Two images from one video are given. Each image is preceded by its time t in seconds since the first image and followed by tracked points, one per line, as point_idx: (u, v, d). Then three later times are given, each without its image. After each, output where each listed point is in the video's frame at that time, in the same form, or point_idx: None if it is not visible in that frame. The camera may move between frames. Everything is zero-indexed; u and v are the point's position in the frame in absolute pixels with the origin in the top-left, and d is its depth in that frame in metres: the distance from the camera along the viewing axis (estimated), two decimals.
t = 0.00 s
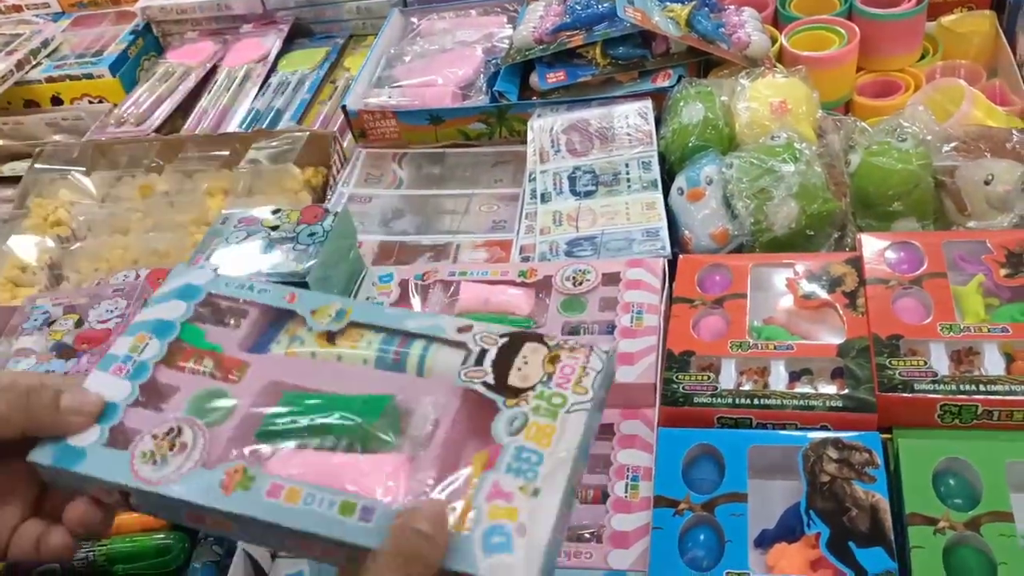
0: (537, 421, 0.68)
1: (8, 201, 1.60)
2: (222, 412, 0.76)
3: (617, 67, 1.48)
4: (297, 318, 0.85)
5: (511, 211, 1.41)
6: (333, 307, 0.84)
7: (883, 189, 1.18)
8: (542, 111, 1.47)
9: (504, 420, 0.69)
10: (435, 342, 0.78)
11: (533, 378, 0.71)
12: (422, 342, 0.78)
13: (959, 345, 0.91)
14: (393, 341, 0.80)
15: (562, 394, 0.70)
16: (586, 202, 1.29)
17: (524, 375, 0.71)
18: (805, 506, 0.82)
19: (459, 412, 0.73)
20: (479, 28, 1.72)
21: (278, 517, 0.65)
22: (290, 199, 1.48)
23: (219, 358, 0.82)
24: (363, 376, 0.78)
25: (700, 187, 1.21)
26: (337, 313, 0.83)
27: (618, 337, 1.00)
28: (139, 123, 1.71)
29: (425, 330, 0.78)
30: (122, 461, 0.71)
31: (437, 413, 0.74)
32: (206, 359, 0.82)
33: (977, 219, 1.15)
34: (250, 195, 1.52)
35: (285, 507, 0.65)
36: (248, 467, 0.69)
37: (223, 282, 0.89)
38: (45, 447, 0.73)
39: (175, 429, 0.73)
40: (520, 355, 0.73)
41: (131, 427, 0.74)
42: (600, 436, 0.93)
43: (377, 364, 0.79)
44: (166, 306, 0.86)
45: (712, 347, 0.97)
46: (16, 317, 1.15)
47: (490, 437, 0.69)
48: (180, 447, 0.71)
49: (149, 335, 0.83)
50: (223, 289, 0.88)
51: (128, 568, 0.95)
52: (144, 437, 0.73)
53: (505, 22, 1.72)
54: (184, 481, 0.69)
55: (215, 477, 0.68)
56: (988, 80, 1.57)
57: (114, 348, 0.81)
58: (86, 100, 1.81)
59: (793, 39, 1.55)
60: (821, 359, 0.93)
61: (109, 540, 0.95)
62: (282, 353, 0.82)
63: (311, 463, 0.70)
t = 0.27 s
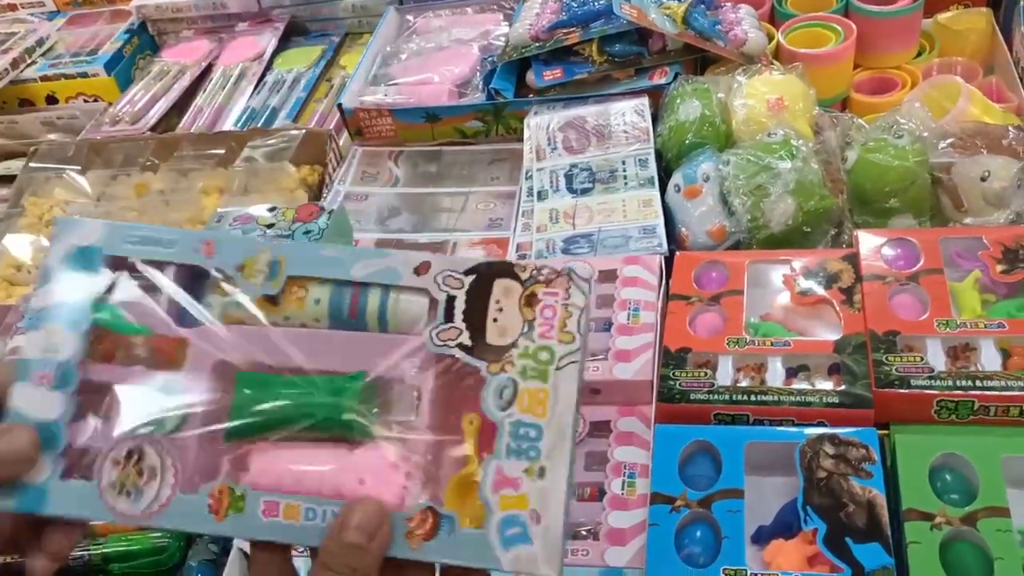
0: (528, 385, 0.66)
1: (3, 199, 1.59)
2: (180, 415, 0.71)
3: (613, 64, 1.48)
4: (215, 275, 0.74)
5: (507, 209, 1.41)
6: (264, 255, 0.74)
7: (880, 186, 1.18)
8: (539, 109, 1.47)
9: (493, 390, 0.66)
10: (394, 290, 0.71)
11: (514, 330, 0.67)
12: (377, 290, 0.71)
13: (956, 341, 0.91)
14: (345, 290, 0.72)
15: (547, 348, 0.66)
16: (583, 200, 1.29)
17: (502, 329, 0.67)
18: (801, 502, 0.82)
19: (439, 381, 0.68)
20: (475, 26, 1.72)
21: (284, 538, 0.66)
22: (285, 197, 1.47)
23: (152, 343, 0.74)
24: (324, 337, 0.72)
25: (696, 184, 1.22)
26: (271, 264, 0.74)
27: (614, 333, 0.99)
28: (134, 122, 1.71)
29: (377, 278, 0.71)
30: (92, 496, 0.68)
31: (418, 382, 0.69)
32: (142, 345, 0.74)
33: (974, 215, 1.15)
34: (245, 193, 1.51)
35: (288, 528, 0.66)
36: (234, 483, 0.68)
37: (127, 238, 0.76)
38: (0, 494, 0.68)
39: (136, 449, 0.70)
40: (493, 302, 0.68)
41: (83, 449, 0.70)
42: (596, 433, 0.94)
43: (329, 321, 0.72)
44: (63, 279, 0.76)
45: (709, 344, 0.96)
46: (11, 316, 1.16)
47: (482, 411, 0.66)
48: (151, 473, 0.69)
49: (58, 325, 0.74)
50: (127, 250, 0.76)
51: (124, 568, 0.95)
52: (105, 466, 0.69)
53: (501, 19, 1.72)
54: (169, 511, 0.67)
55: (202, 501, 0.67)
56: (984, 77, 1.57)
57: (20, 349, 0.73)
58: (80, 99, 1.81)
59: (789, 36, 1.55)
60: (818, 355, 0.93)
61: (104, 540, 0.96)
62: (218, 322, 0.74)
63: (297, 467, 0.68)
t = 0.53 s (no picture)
0: (513, 396, 0.71)
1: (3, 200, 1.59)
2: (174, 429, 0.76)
3: (611, 64, 1.48)
4: (216, 291, 0.80)
5: (506, 208, 1.42)
6: (261, 276, 0.80)
7: (876, 186, 1.18)
8: (536, 109, 1.48)
9: (482, 400, 0.72)
10: (388, 309, 0.76)
11: (499, 347, 0.72)
12: (372, 309, 0.77)
13: (952, 340, 0.91)
14: (341, 310, 0.78)
15: (529, 367, 0.72)
16: (581, 199, 1.29)
17: (488, 346, 0.73)
18: (797, 500, 0.82)
19: (433, 397, 0.74)
20: (474, 26, 1.72)
21: (285, 536, 0.70)
22: (284, 197, 1.48)
23: (144, 356, 0.78)
24: (319, 351, 0.77)
25: (694, 183, 1.23)
26: (269, 284, 0.79)
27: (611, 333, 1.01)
28: (133, 122, 1.71)
29: (374, 298, 0.77)
30: (88, 502, 0.72)
31: (409, 395, 0.75)
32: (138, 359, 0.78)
33: (970, 215, 1.16)
34: (244, 193, 1.52)
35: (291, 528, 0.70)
36: (234, 488, 0.72)
37: (117, 257, 0.81)
38: None
39: (132, 455, 0.74)
40: (480, 323, 0.74)
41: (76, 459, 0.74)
42: (594, 432, 0.95)
43: (323, 339, 0.77)
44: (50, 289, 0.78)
45: (706, 343, 0.97)
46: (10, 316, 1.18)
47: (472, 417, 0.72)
48: (148, 480, 0.73)
49: (48, 337, 0.77)
50: (116, 262, 0.81)
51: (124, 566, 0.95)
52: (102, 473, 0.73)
53: (500, 19, 1.72)
54: (170, 515, 0.71)
55: (204, 505, 0.71)
56: (981, 76, 1.57)
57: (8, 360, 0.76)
58: (79, 100, 1.82)
59: (786, 36, 1.56)
60: (814, 355, 0.93)
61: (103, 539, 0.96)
62: (212, 334, 0.79)
63: (296, 471, 0.73)
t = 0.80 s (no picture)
0: (570, 430, 0.87)
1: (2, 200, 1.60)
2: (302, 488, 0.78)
3: (608, 62, 1.49)
4: (317, 393, 0.83)
5: (504, 206, 1.42)
6: (363, 376, 0.85)
7: (872, 182, 1.18)
8: (534, 107, 1.48)
9: (543, 436, 0.86)
10: (461, 388, 0.85)
11: (552, 399, 0.89)
12: (449, 391, 0.85)
13: (946, 335, 0.91)
14: (425, 394, 0.85)
15: (580, 409, 0.89)
16: (579, 197, 1.30)
17: (540, 395, 0.89)
18: (793, 495, 0.83)
19: (501, 438, 0.85)
20: (471, 25, 1.73)
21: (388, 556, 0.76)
22: (283, 196, 1.49)
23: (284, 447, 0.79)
24: (410, 429, 0.83)
25: (690, 181, 1.23)
26: (366, 384, 0.84)
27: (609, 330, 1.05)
28: (132, 122, 1.72)
29: (451, 379, 0.86)
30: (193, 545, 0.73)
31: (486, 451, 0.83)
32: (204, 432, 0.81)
33: (966, 211, 1.16)
34: (243, 192, 1.53)
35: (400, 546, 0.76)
36: (356, 521, 0.79)
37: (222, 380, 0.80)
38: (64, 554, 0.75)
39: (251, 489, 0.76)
40: (538, 385, 0.90)
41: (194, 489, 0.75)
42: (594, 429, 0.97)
43: (413, 413, 0.84)
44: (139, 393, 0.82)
45: (702, 340, 0.98)
46: (11, 315, 1.20)
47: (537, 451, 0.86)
48: (284, 519, 0.76)
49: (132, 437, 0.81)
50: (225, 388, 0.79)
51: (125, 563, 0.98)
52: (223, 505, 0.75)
53: (497, 18, 1.73)
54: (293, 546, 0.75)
55: (330, 536, 0.77)
56: (977, 73, 1.57)
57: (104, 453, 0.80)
58: (79, 100, 1.82)
59: (783, 34, 1.56)
60: (810, 351, 0.94)
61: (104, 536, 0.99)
62: (332, 428, 0.82)
63: (412, 510, 0.79)
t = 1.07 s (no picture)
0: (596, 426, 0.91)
1: None
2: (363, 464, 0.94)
3: (598, 54, 1.48)
4: (389, 396, 1.02)
5: (494, 200, 1.41)
6: (418, 381, 1.02)
7: (863, 173, 1.17)
8: (525, 99, 1.47)
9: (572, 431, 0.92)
10: (503, 395, 0.98)
11: (582, 403, 0.94)
12: (492, 397, 0.98)
13: (939, 326, 0.91)
14: (470, 400, 0.99)
15: (608, 409, 0.92)
16: (569, 190, 1.29)
17: (575, 403, 0.94)
18: (785, 488, 0.82)
19: (536, 436, 0.94)
20: (461, 18, 1.72)
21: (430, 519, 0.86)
22: (272, 191, 1.48)
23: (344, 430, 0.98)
24: (454, 427, 0.97)
25: (681, 173, 1.22)
26: (419, 386, 1.01)
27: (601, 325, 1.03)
28: (121, 118, 1.70)
29: (494, 389, 0.99)
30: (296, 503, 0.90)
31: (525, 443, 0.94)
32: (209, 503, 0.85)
33: (958, 201, 1.15)
34: (233, 187, 1.52)
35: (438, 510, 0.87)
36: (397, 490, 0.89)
37: (327, 377, 1.04)
38: None
39: (330, 474, 0.92)
40: (570, 395, 0.95)
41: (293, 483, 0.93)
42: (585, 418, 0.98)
43: (459, 419, 0.97)
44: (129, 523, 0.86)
45: (693, 333, 0.97)
46: None
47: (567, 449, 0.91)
48: (339, 486, 0.90)
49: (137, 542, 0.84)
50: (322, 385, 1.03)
51: (113, 562, 0.98)
52: (307, 485, 0.92)
53: (487, 11, 1.72)
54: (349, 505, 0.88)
55: (374, 500, 0.89)
56: (969, 63, 1.57)
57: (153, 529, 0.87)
58: (67, 95, 1.80)
59: (774, 24, 1.56)
60: (802, 343, 0.93)
61: (93, 536, 0.99)
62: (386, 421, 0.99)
63: (452, 483, 0.90)
